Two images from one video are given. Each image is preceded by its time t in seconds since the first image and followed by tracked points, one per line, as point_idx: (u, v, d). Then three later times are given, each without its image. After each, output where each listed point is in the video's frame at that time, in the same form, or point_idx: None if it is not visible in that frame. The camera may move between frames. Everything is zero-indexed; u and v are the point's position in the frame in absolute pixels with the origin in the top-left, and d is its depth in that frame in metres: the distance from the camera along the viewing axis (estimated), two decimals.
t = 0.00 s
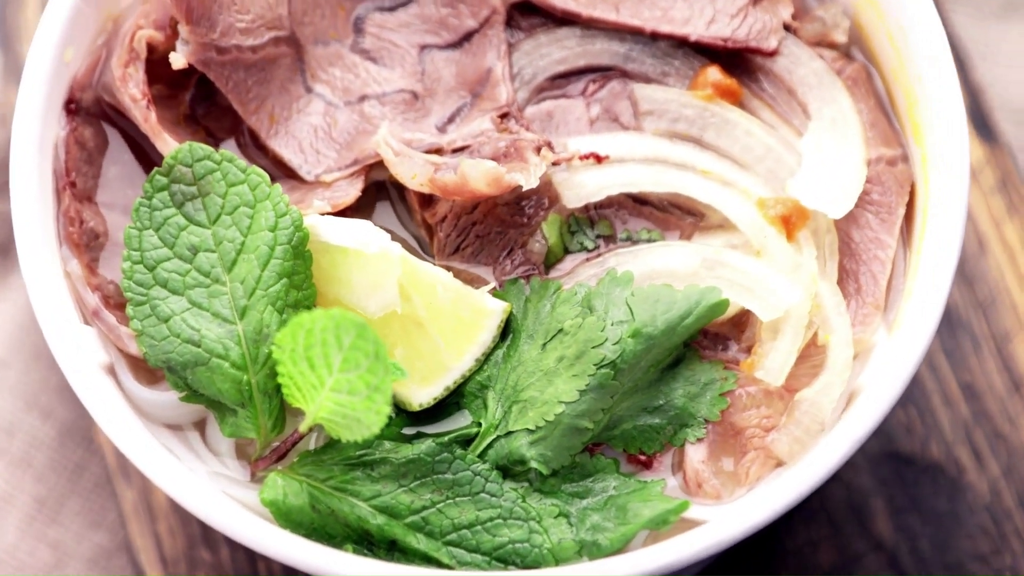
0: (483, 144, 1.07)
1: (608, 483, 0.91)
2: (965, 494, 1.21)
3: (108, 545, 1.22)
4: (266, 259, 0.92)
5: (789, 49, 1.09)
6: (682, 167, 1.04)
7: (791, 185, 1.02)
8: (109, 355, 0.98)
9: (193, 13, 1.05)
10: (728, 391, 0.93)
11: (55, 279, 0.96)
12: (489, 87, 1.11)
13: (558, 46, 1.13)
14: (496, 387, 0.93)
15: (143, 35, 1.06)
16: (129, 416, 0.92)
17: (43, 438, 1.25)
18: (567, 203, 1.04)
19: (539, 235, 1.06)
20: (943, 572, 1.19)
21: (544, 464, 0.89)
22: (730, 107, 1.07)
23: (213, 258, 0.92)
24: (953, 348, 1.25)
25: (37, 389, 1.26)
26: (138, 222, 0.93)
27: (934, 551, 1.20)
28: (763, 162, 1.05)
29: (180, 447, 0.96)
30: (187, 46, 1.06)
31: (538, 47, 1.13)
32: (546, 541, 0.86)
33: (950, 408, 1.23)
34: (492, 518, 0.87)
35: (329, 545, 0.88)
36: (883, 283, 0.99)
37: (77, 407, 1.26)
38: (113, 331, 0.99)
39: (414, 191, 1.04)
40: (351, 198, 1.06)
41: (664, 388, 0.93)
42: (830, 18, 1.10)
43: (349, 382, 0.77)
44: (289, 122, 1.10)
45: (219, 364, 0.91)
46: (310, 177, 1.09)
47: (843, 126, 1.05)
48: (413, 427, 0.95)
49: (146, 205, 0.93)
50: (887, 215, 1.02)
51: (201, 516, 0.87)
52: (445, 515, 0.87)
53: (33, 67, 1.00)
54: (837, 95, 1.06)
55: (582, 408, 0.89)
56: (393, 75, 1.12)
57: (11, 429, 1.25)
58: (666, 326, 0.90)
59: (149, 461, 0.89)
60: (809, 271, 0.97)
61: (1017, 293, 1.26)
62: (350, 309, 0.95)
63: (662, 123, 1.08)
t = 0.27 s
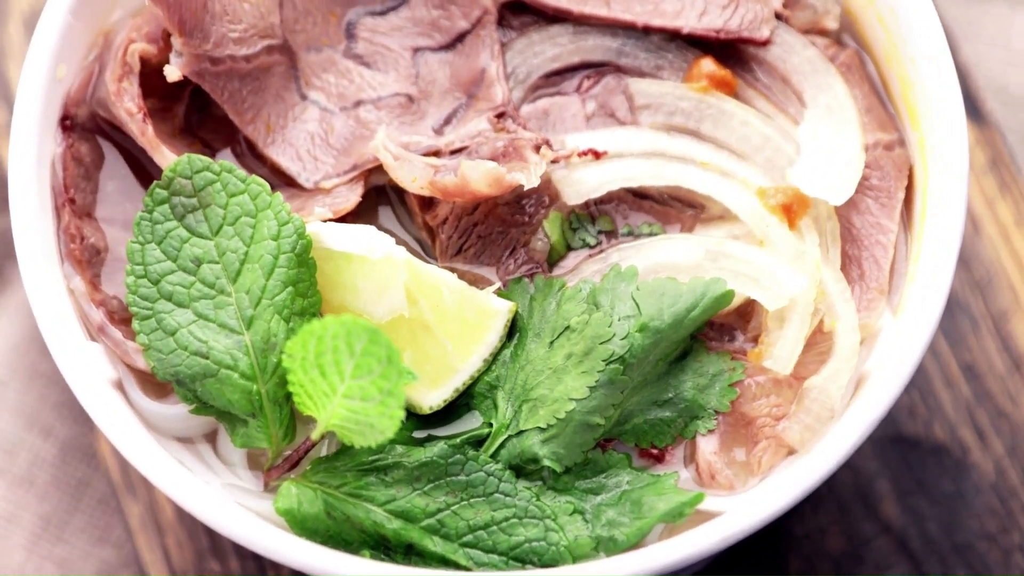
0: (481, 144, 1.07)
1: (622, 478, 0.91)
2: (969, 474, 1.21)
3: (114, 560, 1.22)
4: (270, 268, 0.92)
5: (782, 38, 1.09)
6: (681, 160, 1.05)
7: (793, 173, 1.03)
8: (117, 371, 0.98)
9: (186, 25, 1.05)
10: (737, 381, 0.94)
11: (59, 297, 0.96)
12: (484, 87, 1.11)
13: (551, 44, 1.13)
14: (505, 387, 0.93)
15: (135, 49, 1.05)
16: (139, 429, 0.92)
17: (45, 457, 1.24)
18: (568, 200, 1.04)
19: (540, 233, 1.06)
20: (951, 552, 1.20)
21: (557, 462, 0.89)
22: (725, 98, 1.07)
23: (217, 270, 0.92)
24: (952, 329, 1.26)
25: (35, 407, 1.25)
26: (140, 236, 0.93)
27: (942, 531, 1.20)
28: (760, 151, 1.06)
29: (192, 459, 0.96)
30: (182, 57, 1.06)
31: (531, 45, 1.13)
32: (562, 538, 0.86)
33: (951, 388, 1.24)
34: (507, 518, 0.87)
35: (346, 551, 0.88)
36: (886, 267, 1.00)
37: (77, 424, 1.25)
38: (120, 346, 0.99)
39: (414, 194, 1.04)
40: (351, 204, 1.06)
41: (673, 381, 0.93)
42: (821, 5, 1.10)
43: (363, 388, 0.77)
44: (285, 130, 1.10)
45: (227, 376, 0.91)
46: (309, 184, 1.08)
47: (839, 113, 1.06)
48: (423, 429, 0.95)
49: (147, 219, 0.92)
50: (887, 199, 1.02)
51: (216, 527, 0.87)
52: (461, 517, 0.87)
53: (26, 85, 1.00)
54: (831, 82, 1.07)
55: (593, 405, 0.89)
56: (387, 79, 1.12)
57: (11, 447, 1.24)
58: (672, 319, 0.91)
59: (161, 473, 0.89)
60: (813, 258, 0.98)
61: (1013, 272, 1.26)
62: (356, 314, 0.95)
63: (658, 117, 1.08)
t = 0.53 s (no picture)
0: (478, 144, 1.07)
1: (633, 473, 0.91)
2: (973, 457, 1.22)
3: (120, 572, 1.22)
4: (275, 275, 0.92)
5: (776, 28, 1.09)
6: (680, 154, 1.05)
7: (792, 163, 1.02)
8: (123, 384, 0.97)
9: (180, 35, 1.05)
10: (744, 373, 0.94)
11: (63, 312, 0.96)
12: (480, 88, 1.11)
13: (545, 42, 1.13)
14: (513, 386, 0.93)
15: (130, 61, 1.05)
16: (148, 441, 0.92)
17: (48, 472, 1.24)
18: (568, 197, 1.05)
19: (542, 232, 1.06)
20: (957, 535, 1.20)
21: (568, 460, 0.89)
22: (722, 91, 1.08)
23: (221, 279, 0.92)
24: (950, 313, 1.26)
25: (34, 421, 1.25)
26: (142, 248, 0.92)
27: (948, 515, 1.21)
28: (758, 143, 1.06)
29: (201, 470, 0.96)
30: (176, 67, 1.05)
31: (525, 44, 1.13)
32: (576, 536, 0.86)
33: (952, 372, 1.24)
34: (520, 517, 0.87)
35: (360, 556, 0.88)
36: (888, 254, 1.00)
37: (78, 438, 1.25)
38: (127, 359, 0.98)
39: (414, 197, 1.04)
40: (352, 209, 1.06)
41: (681, 375, 0.94)
42: None
43: (374, 392, 0.77)
44: (282, 137, 1.10)
45: (235, 385, 0.91)
46: (309, 190, 1.08)
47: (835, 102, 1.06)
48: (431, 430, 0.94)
49: (149, 230, 0.92)
50: (887, 186, 1.02)
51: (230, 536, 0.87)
52: (474, 517, 0.87)
53: (22, 100, 1.00)
54: (826, 71, 1.07)
55: (602, 401, 0.90)
56: (382, 82, 1.11)
57: (13, 463, 1.24)
58: (678, 313, 0.91)
59: (172, 484, 0.89)
60: (815, 247, 0.99)
61: (1008, 254, 1.27)
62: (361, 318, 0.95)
63: (655, 112, 1.09)
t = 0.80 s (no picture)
0: (476, 145, 1.07)
1: (647, 466, 0.91)
2: (976, 434, 1.22)
3: None
4: (280, 285, 0.92)
5: (767, 16, 1.10)
6: (677, 146, 1.05)
7: (790, 151, 1.03)
8: (133, 401, 0.98)
9: (173, 48, 1.04)
10: (753, 362, 0.95)
11: (69, 332, 0.96)
12: (474, 89, 1.11)
13: (536, 39, 1.13)
14: (523, 385, 0.94)
15: (123, 76, 1.05)
16: (160, 456, 0.92)
17: (52, 491, 1.23)
18: (568, 194, 1.05)
19: (543, 230, 1.06)
20: (965, 514, 1.21)
21: (582, 456, 0.90)
22: (716, 81, 1.08)
23: (226, 291, 0.92)
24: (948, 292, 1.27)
25: (35, 442, 1.24)
26: (145, 263, 0.92)
27: (955, 493, 1.21)
28: (754, 132, 1.06)
29: (214, 483, 0.96)
30: (170, 81, 1.05)
31: (516, 43, 1.13)
32: (594, 532, 0.87)
33: (952, 351, 1.25)
34: (537, 516, 0.87)
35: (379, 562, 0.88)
36: (889, 237, 1.00)
37: (80, 456, 1.24)
38: (135, 374, 0.98)
39: (414, 200, 1.04)
40: (353, 215, 1.06)
41: (689, 366, 0.94)
42: None
43: (388, 397, 0.77)
44: (278, 145, 1.10)
45: (246, 396, 0.91)
46: (309, 199, 1.08)
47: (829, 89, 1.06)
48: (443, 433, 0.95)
49: (151, 245, 0.92)
50: (885, 169, 1.03)
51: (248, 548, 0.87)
52: (491, 518, 0.87)
53: (17, 120, 1.00)
54: (819, 58, 1.07)
55: (613, 396, 0.90)
56: (376, 87, 1.11)
57: (15, 485, 1.23)
58: (684, 305, 0.91)
59: (187, 498, 0.89)
60: (817, 233, 1.00)
61: (1002, 231, 1.28)
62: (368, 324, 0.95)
63: (650, 105, 1.09)
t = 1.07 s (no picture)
0: (474, 146, 1.07)
1: (659, 460, 0.92)
2: (978, 414, 1.23)
3: None
4: (286, 293, 0.92)
5: (758, 7, 1.10)
6: (675, 139, 1.06)
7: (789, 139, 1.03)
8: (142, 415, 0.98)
9: (167, 60, 1.04)
10: (760, 352, 0.95)
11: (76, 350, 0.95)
12: (469, 89, 1.10)
13: (529, 38, 1.13)
14: (532, 383, 0.94)
15: (117, 90, 1.04)
16: (172, 469, 0.92)
17: (59, 510, 1.23)
18: (568, 191, 1.05)
19: (545, 228, 1.06)
20: (971, 494, 1.21)
21: (594, 452, 0.90)
22: (710, 73, 1.08)
23: (232, 301, 0.92)
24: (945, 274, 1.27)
25: (37, 460, 1.24)
26: (149, 277, 0.92)
27: (960, 474, 1.22)
28: (751, 122, 1.07)
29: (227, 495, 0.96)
30: (165, 94, 1.05)
31: (509, 42, 1.13)
32: (610, 527, 0.87)
33: (950, 332, 1.25)
34: (552, 514, 0.87)
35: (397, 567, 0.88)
36: (890, 222, 1.01)
37: (83, 472, 1.24)
38: (144, 389, 0.98)
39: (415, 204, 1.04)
40: (353, 221, 1.05)
41: (697, 358, 0.94)
42: None
43: (401, 401, 0.77)
44: (275, 154, 1.10)
45: (256, 406, 0.91)
46: (309, 206, 1.08)
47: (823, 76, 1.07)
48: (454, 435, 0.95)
49: (154, 259, 0.92)
50: (882, 155, 1.03)
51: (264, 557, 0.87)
52: (506, 518, 0.87)
53: (14, 138, 0.99)
54: (812, 46, 1.08)
55: (622, 391, 0.90)
56: (371, 92, 1.11)
57: (19, 504, 1.23)
58: (690, 297, 0.92)
59: (201, 510, 0.89)
60: (818, 220, 1.00)
61: (996, 211, 1.28)
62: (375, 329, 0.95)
63: (645, 99, 1.09)
